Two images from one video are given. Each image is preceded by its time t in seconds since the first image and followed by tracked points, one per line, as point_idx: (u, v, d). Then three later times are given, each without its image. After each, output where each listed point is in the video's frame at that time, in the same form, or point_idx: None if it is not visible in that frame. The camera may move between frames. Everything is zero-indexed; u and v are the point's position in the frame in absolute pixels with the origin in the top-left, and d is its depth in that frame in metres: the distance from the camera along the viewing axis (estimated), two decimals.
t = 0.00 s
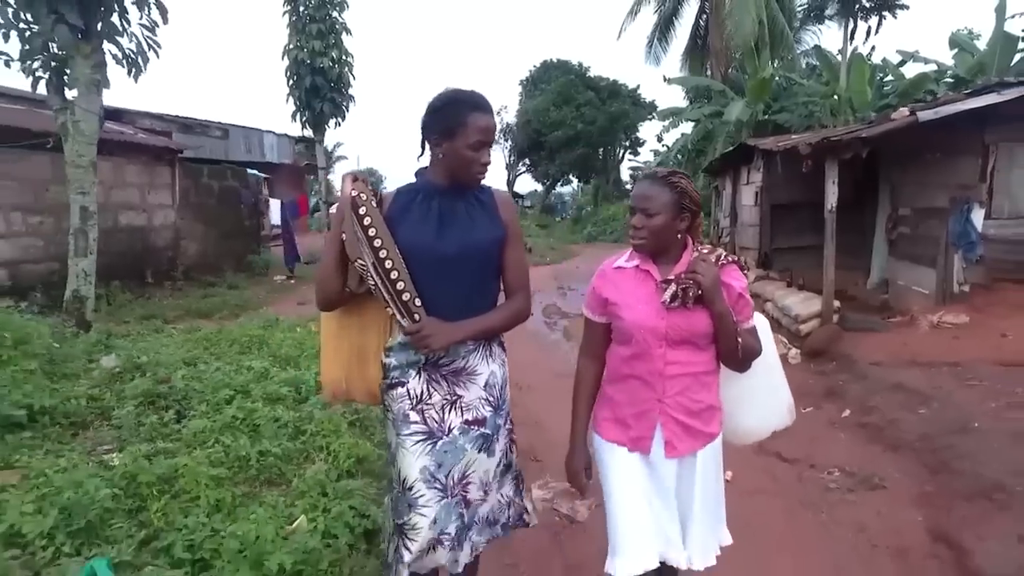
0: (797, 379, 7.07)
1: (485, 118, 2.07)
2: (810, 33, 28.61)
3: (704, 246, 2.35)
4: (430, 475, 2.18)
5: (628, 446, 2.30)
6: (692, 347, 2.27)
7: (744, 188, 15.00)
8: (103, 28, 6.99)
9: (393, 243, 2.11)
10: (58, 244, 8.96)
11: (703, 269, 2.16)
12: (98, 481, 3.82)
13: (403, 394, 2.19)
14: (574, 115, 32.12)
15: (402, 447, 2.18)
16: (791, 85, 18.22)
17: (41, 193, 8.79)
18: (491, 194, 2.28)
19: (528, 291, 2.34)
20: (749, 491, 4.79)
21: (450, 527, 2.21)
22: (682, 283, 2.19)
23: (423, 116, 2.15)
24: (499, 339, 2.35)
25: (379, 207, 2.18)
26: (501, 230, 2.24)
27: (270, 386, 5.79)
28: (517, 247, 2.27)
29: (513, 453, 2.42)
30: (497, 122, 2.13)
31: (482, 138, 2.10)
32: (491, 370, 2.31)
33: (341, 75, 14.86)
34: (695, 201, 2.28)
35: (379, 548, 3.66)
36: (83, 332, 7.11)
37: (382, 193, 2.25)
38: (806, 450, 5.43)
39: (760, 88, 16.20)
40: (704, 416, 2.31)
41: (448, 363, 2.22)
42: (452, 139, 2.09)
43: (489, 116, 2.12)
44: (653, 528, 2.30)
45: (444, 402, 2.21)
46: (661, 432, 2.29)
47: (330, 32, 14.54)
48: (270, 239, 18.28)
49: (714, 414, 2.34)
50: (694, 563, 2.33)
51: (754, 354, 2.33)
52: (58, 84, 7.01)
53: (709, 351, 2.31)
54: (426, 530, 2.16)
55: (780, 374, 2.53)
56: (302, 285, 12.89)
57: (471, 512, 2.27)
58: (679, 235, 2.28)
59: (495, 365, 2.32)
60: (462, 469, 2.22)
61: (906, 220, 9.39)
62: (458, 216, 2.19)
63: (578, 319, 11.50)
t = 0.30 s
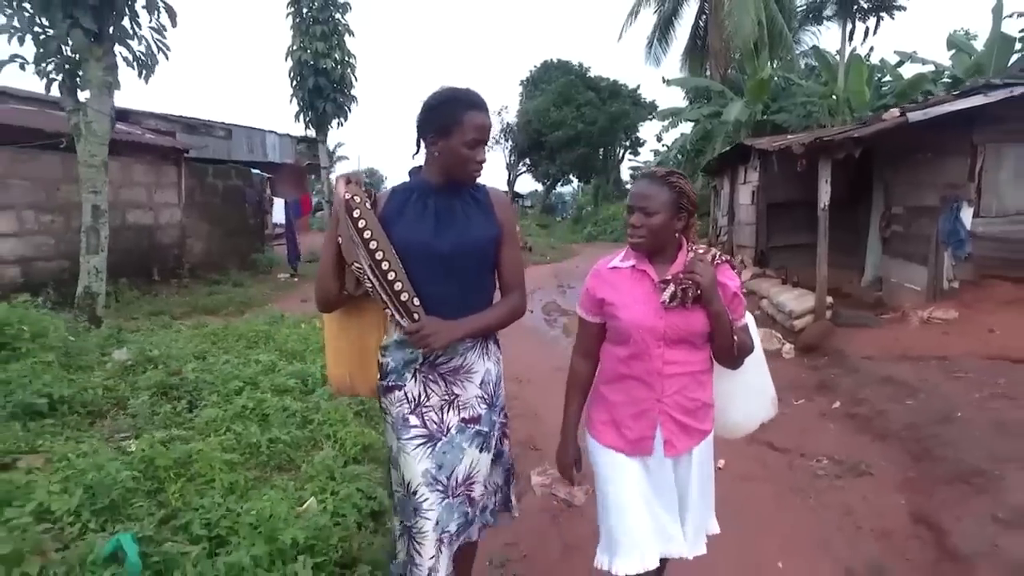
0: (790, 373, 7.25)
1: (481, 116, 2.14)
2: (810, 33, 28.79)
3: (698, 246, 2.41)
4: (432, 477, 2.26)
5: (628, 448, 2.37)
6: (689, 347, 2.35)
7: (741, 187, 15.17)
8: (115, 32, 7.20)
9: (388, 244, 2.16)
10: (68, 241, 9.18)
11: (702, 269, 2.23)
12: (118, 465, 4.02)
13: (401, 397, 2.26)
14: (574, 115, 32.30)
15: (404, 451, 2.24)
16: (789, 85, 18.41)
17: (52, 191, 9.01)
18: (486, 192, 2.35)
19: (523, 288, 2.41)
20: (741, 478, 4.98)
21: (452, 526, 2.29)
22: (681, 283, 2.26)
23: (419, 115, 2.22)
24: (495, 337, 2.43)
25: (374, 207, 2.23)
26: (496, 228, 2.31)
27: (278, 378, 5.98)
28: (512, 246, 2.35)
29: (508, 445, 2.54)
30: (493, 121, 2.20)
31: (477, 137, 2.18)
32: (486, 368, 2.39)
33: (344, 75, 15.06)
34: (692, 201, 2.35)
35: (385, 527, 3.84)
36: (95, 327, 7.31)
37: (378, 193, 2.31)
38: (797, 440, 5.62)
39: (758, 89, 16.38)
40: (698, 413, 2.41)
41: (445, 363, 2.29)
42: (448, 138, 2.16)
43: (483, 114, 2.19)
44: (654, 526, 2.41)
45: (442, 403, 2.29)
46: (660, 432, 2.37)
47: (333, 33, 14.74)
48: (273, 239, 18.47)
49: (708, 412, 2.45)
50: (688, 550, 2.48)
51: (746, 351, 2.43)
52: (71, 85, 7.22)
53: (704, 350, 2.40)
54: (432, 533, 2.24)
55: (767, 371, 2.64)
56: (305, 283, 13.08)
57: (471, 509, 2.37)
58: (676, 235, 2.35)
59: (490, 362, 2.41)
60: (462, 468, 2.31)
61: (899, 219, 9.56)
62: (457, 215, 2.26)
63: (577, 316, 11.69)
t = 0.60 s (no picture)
0: (784, 367, 7.41)
1: (463, 105, 2.12)
2: (809, 33, 28.93)
3: (687, 238, 2.37)
4: (420, 473, 2.31)
5: (614, 441, 2.33)
6: (676, 338, 2.30)
7: (739, 186, 15.34)
8: (124, 33, 7.38)
9: (376, 239, 2.17)
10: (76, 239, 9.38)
11: (688, 258, 2.19)
12: (134, 450, 4.18)
13: (390, 392, 2.30)
14: (574, 115, 32.47)
15: (395, 447, 2.31)
16: (787, 85, 18.56)
17: (61, 190, 9.21)
18: (475, 183, 2.31)
19: (516, 282, 2.36)
20: (734, 467, 5.14)
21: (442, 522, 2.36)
22: (666, 272, 2.21)
23: (403, 106, 2.22)
24: (484, 331, 2.42)
25: (363, 202, 2.25)
26: (486, 220, 2.27)
27: (284, 371, 6.14)
28: (502, 238, 2.30)
29: (503, 446, 2.55)
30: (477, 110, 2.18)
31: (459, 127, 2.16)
32: (476, 364, 2.38)
33: (346, 76, 15.22)
34: (681, 191, 2.31)
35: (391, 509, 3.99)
36: (104, 322, 7.48)
37: (368, 189, 2.33)
38: (789, 431, 5.78)
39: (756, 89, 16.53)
40: (686, 407, 2.36)
41: (432, 358, 2.30)
42: (429, 129, 2.15)
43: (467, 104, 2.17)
44: (641, 522, 2.36)
45: (430, 399, 2.31)
46: (649, 425, 2.32)
47: (335, 33, 14.91)
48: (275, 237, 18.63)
49: (699, 406, 2.40)
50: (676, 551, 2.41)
51: (737, 344, 2.35)
52: (81, 86, 7.40)
53: (693, 343, 2.34)
54: (420, 529, 2.31)
55: (761, 369, 2.55)
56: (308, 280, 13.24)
57: (465, 506, 2.41)
58: (663, 225, 2.31)
59: (480, 358, 2.40)
60: (449, 465, 2.35)
61: (893, 216, 9.71)
62: (443, 207, 2.23)
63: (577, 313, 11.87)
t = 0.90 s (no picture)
0: (779, 364, 7.60)
1: (466, 108, 2.08)
2: (809, 34, 29.09)
3: (672, 237, 2.44)
4: (432, 465, 2.25)
5: (596, 433, 2.42)
6: (657, 335, 2.36)
7: (737, 187, 15.53)
8: (135, 38, 7.59)
9: (381, 237, 2.14)
10: (86, 238, 9.61)
11: (667, 257, 2.22)
12: (153, 439, 4.36)
13: (396, 388, 2.27)
14: (574, 116, 32.69)
15: (403, 441, 2.28)
16: (786, 86, 18.73)
17: (72, 190, 9.43)
18: (479, 184, 2.26)
19: (520, 282, 2.30)
20: (729, 458, 5.32)
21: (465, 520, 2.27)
22: (645, 270, 2.28)
23: (406, 108, 2.18)
24: (488, 330, 2.32)
25: (369, 201, 2.23)
26: (487, 220, 2.20)
27: (293, 366, 6.32)
28: (505, 237, 2.23)
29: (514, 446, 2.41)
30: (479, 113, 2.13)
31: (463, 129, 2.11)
32: (480, 361, 2.28)
33: (349, 77, 15.42)
34: (670, 189, 2.38)
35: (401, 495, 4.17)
36: (116, 319, 7.67)
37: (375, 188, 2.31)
38: (783, 425, 5.96)
39: (755, 90, 16.70)
40: (673, 403, 2.38)
41: (436, 355, 2.23)
42: (433, 130, 2.11)
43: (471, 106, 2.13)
44: (617, 512, 2.46)
45: (435, 396, 2.23)
46: (631, 419, 2.39)
47: (338, 36, 15.09)
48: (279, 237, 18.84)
49: (688, 403, 2.41)
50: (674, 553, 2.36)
51: (723, 343, 2.36)
52: (94, 89, 7.62)
53: (676, 340, 2.37)
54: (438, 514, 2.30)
55: (760, 361, 2.65)
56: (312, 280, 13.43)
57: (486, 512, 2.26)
58: (650, 221, 2.39)
59: (485, 355, 2.30)
60: (463, 464, 2.24)
61: (887, 216, 9.90)
62: (446, 207, 2.18)
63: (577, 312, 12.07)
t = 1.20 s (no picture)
0: (775, 361, 7.76)
1: (487, 119, 2.01)
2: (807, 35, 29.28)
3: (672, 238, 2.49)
4: (442, 478, 2.22)
5: (594, 425, 2.53)
6: (650, 334, 2.39)
7: (735, 188, 15.70)
8: (145, 43, 7.77)
9: (400, 245, 2.08)
10: (93, 239, 9.77)
11: (656, 259, 2.27)
12: (168, 433, 4.50)
13: (411, 398, 2.23)
14: (574, 116, 32.83)
15: (417, 450, 2.25)
16: (785, 88, 18.88)
17: (80, 192, 9.60)
18: (499, 196, 2.19)
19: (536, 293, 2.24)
20: (725, 453, 5.47)
21: (468, 536, 2.24)
22: (636, 271, 2.32)
23: (428, 119, 2.11)
24: (503, 341, 2.26)
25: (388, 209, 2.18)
26: (505, 231, 2.14)
27: (300, 363, 6.47)
28: (522, 248, 2.16)
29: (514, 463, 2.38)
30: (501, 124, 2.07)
31: (485, 140, 2.04)
32: (495, 374, 2.23)
33: (351, 79, 15.58)
34: (671, 194, 2.42)
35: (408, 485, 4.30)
36: (125, 318, 7.82)
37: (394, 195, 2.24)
38: (778, 420, 6.12)
39: (754, 91, 16.84)
40: (669, 400, 2.39)
41: (450, 364, 2.18)
42: (454, 142, 2.03)
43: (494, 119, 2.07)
44: (618, 503, 2.55)
45: (449, 407, 2.19)
46: (626, 415, 2.44)
47: (341, 38, 15.26)
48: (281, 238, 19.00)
49: (685, 400, 2.41)
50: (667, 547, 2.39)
51: (719, 346, 2.35)
52: (104, 93, 7.80)
53: (670, 339, 2.39)
54: (443, 530, 2.26)
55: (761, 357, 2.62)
56: (315, 279, 13.58)
57: (490, 524, 2.25)
58: (650, 223, 2.44)
59: (499, 368, 2.25)
60: (473, 478, 2.21)
61: (882, 217, 10.05)
62: (464, 216, 2.12)
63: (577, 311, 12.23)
